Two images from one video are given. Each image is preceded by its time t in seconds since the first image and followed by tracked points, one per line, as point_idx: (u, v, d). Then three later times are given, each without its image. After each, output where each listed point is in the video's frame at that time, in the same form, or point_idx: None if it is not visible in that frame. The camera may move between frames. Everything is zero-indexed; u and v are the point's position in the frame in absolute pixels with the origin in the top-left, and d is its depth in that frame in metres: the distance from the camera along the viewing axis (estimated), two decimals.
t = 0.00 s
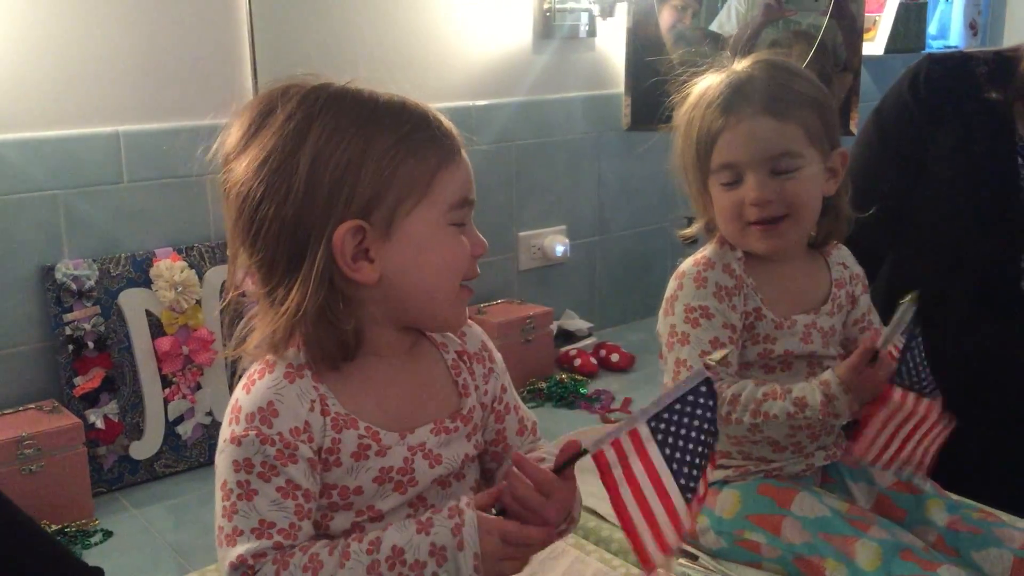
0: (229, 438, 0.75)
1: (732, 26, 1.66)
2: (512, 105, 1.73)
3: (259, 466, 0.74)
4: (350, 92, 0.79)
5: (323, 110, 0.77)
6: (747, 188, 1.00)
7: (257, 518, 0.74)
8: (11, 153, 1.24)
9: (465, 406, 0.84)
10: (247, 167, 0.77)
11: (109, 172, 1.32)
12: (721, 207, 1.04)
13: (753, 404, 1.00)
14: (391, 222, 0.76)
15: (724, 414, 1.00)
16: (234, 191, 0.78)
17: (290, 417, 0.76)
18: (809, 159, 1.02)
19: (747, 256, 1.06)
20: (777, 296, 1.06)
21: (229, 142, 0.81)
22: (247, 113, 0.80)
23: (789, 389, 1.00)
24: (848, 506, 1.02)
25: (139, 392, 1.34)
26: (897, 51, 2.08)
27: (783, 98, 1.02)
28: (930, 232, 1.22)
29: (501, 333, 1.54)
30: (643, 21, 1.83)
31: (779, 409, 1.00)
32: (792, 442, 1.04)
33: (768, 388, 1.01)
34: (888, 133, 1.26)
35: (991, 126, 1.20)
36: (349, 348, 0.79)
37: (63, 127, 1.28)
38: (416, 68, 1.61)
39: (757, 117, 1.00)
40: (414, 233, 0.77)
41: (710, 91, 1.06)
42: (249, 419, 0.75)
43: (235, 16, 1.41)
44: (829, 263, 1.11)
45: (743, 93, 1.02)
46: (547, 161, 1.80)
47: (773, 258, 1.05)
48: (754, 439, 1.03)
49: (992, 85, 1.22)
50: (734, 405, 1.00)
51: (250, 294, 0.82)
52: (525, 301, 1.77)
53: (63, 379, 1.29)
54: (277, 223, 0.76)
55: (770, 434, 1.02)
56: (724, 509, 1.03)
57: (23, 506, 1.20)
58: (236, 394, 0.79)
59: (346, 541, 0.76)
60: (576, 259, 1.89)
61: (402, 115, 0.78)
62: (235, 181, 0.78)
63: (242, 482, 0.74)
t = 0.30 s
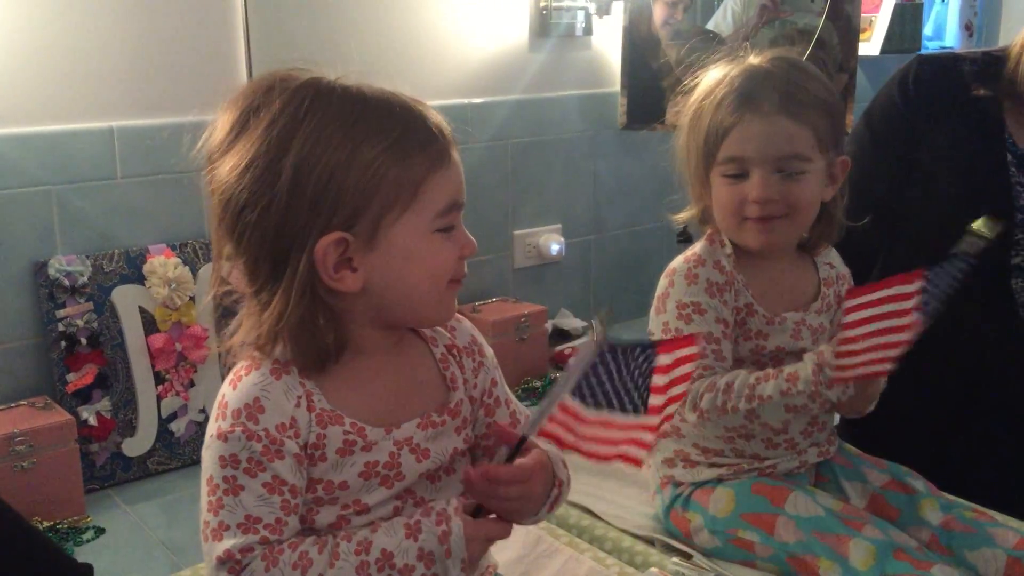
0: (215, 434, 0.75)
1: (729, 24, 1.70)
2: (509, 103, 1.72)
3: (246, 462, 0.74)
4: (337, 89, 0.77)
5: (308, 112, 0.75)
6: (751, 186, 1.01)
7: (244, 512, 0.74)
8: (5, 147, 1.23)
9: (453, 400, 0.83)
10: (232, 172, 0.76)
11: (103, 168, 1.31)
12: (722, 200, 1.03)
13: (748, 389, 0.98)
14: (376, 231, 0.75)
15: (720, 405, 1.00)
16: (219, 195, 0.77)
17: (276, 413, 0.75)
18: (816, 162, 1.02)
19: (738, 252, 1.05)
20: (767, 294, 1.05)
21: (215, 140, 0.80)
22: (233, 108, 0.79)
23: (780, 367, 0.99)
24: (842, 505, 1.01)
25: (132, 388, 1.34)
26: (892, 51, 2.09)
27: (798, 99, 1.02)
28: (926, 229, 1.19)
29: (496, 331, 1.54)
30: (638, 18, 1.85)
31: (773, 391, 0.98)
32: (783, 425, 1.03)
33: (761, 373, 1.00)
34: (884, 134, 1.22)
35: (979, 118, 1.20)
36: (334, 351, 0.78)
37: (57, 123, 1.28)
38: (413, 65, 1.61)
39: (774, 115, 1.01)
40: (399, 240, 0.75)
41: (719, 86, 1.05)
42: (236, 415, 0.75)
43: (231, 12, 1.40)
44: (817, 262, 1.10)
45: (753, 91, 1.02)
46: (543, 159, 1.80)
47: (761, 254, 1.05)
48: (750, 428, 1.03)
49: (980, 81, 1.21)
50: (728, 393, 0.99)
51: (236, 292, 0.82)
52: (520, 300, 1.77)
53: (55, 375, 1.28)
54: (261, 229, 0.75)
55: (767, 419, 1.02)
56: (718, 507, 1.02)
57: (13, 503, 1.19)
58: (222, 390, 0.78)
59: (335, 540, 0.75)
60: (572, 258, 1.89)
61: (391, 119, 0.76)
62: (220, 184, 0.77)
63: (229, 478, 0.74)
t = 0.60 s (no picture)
0: (206, 435, 0.75)
1: (727, 31, 1.68)
2: (509, 105, 1.72)
3: (235, 464, 0.74)
4: (335, 91, 0.76)
5: (303, 115, 0.74)
6: (762, 191, 1.00)
7: (232, 514, 0.74)
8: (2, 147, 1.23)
9: (448, 401, 0.82)
10: (226, 172, 0.75)
11: (101, 168, 1.31)
12: (729, 205, 1.02)
13: (745, 378, 0.98)
14: (367, 239, 0.74)
15: (719, 399, 0.98)
16: (213, 194, 0.76)
17: (267, 416, 0.75)
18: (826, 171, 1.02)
19: (736, 255, 1.05)
20: (766, 297, 1.05)
21: (212, 136, 0.79)
22: (231, 104, 0.78)
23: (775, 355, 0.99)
24: (840, 509, 1.01)
25: (128, 388, 1.33)
26: (890, 56, 2.09)
27: (810, 106, 1.02)
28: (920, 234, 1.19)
29: (493, 333, 1.54)
30: (636, 20, 1.84)
31: (768, 374, 0.97)
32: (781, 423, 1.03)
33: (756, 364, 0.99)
34: (886, 136, 1.20)
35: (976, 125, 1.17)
36: (323, 355, 0.78)
37: (55, 123, 1.27)
38: (411, 67, 1.61)
39: (788, 121, 1.00)
40: (391, 248, 0.74)
41: (732, 89, 1.04)
42: (227, 417, 0.74)
43: (230, 12, 1.40)
44: (817, 266, 1.09)
45: (768, 95, 1.01)
46: (541, 162, 1.80)
47: (761, 259, 1.05)
48: (747, 424, 1.01)
49: (973, 86, 1.19)
50: (726, 385, 0.98)
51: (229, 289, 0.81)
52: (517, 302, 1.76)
53: (51, 375, 1.28)
54: (252, 232, 0.74)
55: (766, 410, 0.98)
56: (715, 510, 1.02)
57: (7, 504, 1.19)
58: (216, 392, 0.78)
59: (325, 548, 0.75)
60: (569, 261, 1.88)
61: (389, 125, 0.75)
62: (215, 183, 0.76)
63: (218, 479, 0.73)
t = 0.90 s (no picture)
0: (203, 440, 0.74)
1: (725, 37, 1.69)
2: (508, 110, 1.73)
3: (231, 470, 0.74)
4: (345, 99, 0.76)
5: (311, 123, 0.74)
6: (761, 200, 1.00)
7: (227, 520, 0.74)
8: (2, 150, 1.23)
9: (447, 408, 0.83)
10: (232, 177, 0.75)
11: (100, 171, 1.31)
12: (728, 212, 1.03)
13: (749, 388, 0.98)
14: (370, 247, 0.73)
15: (724, 407, 0.98)
16: (218, 198, 0.76)
17: (264, 421, 0.74)
18: (827, 182, 1.03)
19: (737, 262, 1.04)
20: (765, 305, 1.04)
21: (219, 139, 0.79)
22: (238, 108, 0.78)
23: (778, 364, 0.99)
24: (837, 515, 1.00)
25: (125, 392, 1.33)
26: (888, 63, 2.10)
27: (810, 114, 1.02)
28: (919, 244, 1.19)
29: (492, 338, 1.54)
30: (635, 27, 1.83)
31: (772, 385, 0.98)
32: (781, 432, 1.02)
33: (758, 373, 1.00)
34: (881, 143, 1.20)
35: (970, 133, 1.18)
36: (322, 358, 0.77)
37: (55, 126, 1.27)
38: (410, 72, 1.61)
39: (789, 131, 1.00)
40: (393, 256, 0.74)
41: (733, 96, 1.05)
42: (224, 422, 0.74)
43: (230, 15, 1.40)
44: (817, 270, 1.10)
45: (769, 103, 1.02)
46: (539, 167, 1.80)
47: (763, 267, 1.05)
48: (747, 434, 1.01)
49: (969, 94, 1.20)
50: (731, 395, 0.98)
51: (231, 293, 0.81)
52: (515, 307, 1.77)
53: (48, 379, 1.28)
54: (256, 237, 0.74)
55: (768, 420, 0.99)
56: (713, 517, 1.02)
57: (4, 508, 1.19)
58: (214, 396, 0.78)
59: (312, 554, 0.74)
60: (568, 266, 1.89)
61: (396, 133, 0.75)
62: (220, 187, 0.76)
63: (213, 484, 0.73)
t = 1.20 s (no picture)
0: (209, 444, 0.74)
1: (724, 42, 1.70)
2: (508, 114, 1.73)
3: (238, 474, 0.73)
4: (355, 104, 0.76)
5: (321, 127, 0.74)
6: (762, 207, 1.00)
7: (234, 523, 0.73)
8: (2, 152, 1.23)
9: (454, 411, 0.82)
10: (241, 179, 0.75)
11: (99, 173, 1.31)
12: (728, 219, 1.03)
13: (741, 399, 0.99)
14: (378, 254, 0.74)
15: (714, 415, 0.99)
16: (227, 200, 0.76)
17: (272, 425, 0.75)
18: (828, 189, 1.03)
19: (734, 268, 1.05)
20: (763, 311, 1.04)
21: (228, 140, 0.79)
22: (248, 110, 0.78)
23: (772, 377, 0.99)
24: (836, 521, 1.00)
25: (124, 395, 1.33)
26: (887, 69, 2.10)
27: (811, 120, 1.02)
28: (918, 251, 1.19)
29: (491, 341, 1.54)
30: (636, 31, 1.84)
31: (765, 397, 0.98)
32: (776, 440, 1.02)
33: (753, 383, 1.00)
34: (880, 149, 1.21)
35: (966, 139, 1.18)
36: (330, 363, 0.78)
37: (54, 128, 1.27)
38: (410, 75, 1.61)
39: (790, 138, 1.00)
40: (401, 263, 0.74)
41: (733, 102, 1.05)
42: (231, 426, 0.74)
43: (229, 18, 1.40)
44: (817, 277, 1.10)
45: (771, 109, 1.02)
46: (539, 172, 1.80)
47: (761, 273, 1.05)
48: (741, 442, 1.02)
49: (967, 100, 1.20)
50: (722, 403, 0.99)
51: (236, 295, 0.81)
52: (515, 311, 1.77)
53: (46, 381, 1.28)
54: (264, 241, 0.74)
55: (758, 432, 1.01)
56: (712, 522, 1.02)
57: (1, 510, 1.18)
58: (220, 401, 0.78)
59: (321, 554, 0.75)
60: (567, 270, 1.89)
61: (405, 140, 0.75)
62: (228, 189, 0.76)
63: (220, 488, 0.73)
